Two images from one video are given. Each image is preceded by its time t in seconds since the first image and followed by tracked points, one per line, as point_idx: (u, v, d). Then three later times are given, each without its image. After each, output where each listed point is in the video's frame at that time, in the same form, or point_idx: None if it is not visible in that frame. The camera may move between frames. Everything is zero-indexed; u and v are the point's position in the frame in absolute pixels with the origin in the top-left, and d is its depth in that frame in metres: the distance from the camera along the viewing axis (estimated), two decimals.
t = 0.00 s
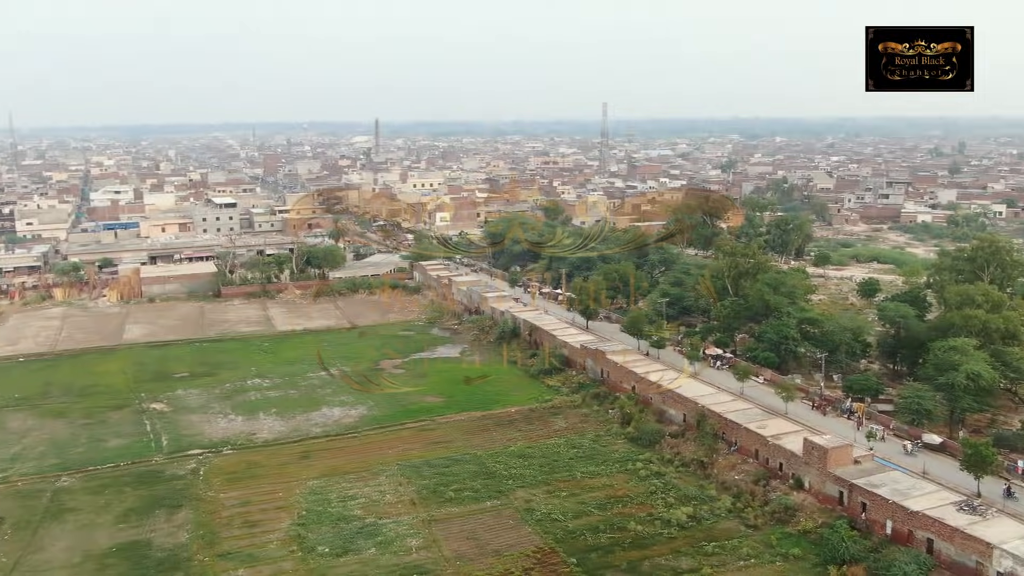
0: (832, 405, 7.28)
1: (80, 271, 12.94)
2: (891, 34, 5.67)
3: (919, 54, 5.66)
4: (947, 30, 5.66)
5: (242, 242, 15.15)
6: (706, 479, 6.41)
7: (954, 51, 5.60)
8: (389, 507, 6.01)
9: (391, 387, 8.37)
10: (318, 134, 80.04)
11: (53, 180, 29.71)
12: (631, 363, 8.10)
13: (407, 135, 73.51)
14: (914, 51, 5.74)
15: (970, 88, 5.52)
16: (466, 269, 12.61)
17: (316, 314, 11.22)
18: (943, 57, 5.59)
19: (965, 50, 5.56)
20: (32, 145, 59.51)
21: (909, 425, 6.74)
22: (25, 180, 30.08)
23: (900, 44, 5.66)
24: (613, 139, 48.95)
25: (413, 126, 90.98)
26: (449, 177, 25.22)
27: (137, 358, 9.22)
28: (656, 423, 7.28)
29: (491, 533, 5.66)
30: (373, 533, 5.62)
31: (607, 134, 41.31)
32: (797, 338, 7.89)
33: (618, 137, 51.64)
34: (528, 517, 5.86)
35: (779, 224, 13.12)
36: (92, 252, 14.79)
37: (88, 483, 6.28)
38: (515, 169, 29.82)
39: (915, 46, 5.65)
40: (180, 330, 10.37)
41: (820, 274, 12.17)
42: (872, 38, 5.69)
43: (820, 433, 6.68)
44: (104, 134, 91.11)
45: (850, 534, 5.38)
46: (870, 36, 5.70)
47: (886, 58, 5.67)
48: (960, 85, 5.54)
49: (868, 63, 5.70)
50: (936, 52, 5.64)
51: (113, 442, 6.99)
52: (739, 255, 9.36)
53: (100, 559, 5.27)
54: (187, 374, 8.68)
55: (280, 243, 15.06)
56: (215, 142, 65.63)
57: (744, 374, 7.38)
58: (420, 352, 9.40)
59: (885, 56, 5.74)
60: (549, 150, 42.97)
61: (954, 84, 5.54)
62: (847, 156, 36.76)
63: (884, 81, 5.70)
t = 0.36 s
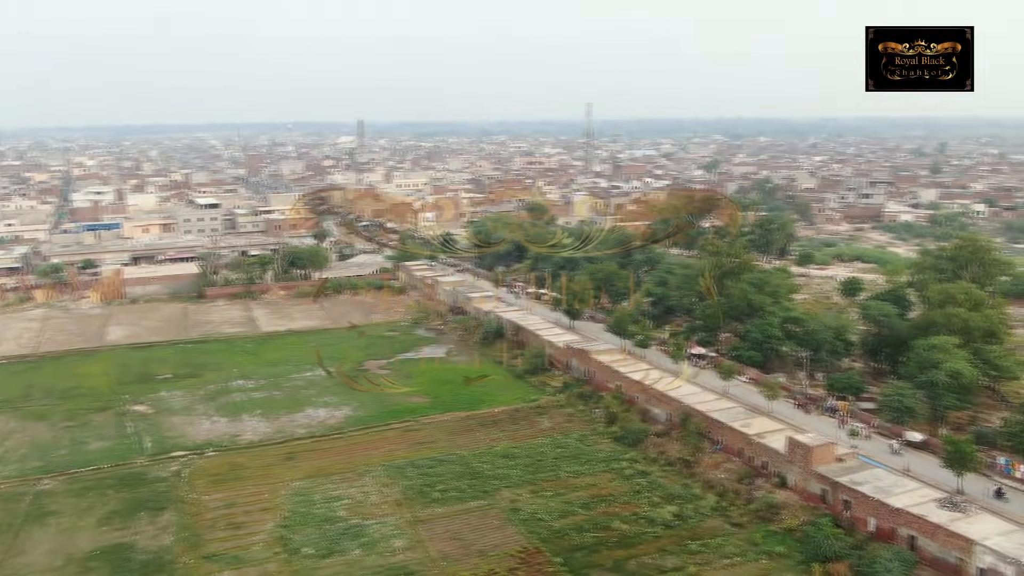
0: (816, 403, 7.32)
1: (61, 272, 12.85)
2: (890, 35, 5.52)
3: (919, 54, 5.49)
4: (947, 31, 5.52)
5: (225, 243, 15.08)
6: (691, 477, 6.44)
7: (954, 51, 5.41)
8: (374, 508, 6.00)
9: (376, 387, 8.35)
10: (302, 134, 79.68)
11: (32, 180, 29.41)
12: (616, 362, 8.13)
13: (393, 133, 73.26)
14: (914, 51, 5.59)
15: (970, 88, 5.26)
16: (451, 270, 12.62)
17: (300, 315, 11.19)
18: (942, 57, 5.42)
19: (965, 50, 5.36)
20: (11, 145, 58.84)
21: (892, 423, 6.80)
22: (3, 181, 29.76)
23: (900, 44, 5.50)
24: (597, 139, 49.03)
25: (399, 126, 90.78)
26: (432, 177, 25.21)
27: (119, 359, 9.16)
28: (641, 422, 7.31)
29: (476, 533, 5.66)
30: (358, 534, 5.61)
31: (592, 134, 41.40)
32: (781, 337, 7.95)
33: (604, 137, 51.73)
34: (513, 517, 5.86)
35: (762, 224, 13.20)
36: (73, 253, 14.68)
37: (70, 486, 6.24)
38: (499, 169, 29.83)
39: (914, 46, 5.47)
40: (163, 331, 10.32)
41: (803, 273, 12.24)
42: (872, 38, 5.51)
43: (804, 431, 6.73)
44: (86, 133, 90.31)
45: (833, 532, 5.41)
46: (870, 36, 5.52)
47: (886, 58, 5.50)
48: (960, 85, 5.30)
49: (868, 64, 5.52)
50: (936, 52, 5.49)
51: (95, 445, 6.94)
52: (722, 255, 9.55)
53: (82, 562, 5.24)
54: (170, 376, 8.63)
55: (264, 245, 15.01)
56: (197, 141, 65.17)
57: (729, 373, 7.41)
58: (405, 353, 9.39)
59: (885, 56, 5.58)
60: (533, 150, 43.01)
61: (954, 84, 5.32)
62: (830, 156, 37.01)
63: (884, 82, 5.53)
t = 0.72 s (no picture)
0: (798, 402, 7.37)
1: (41, 274, 12.74)
2: (890, 34, 5.41)
3: (919, 54, 5.45)
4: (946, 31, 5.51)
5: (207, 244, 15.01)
6: (675, 476, 6.46)
7: (954, 51, 5.41)
8: (359, 509, 5.98)
9: (360, 388, 8.33)
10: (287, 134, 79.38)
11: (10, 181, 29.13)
12: (600, 362, 8.15)
13: (379, 133, 73.10)
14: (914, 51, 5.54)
15: (970, 89, 5.31)
16: (434, 270, 12.62)
17: (283, 315, 11.15)
18: (943, 57, 5.39)
19: (965, 50, 5.37)
20: None
21: (875, 422, 6.84)
22: None
23: (900, 44, 5.42)
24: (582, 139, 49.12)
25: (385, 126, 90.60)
26: (416, 177, 25.23)
27: (100, 362, 9.09)
28: (625, 421, 7.33)
29: (461, 533, 5.65)
30: (342, 535, 5.59)
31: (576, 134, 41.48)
32: (764, 336, 7.99)
33: (589, 137, 51.84)
34: (498, 517, 5.86)
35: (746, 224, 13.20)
36: (54, 253, 14.56)
37: (50, 489, 6.19)
38: (484, 169, 29.82)
39: (914, 46, 5.44)
40: (145, 333, 10.25)
41: (785, 272, 12.32)
42: (871, 38, 5.46)
43: (787, 429, 6.76)
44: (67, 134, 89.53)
45: (817, 530, 5.44)
46: (869, 36, 5.46)
47: (886, 58, 5.43)
48: (960, 85, 5.32)
49: (868, 64, 5.46)
50: (935, 53, 5.43)
51: (76, 448, 6.89)
52: (706, 255, 9.60)
53: (62, 566, 5.20)
54: (152, 378, 8.57)
55: (246, 246, 14.95)
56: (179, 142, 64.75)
57: (712, 373, 7.45)
58: (389, 353, 9.37)
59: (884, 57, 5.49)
60: (517, 150, 43.05)
61: (954, 84, 5.33)
62: (812, 156, 37.26)
63: (884, 82, 5.44)
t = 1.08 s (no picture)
0: (781, 400, 7.42)
1: (21, 276, 12.62)
2: (890, 34, 5.14)
3: (919, 54, 5.12)
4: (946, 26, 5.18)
5: (189, 245, 14.94)
6: (659, 475, 6.48)
7: (955, 51, 5.05)
8: (343, 510, 5.97)
9: (343, 389, 8.31)
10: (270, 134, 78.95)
11: None
12: (584, 362, 8.17)
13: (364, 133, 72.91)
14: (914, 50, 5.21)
15: (971, 89, 4.94)
16: (418, 270, 12.63)
17: (266, 316, 11.11)
18: (943, 57, 5.05)
19: (966, 50, 5.02)
20: None
21: (857, 420, 6.89)
22: None
23: (900, 43, 5.12)
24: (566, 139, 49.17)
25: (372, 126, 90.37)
26: (400, 177, 25.21)
27: (80, 363, 9.03)
28: (610, 421, 7.35)
29: (446, 534, 5.65)
30: (326, 536, 5.58)
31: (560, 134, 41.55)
32: (747, 335, 8.05)
33: (575, 137, 51.93)
34: (482, 517, 5.87)
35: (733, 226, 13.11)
36: (33, 255, 14.43)
37: (30, 493, 6.13)
38: (467, 169, 29.80)
39: (915, 46, 5.13)
40: (126, 334, 10.19)
41: (768, 272, 12.40)
42: (871, 38, 5.18)
43: (770, 428, 6.81)
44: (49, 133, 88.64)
45: (800, 527, 5.48)
46: (869, 36, 5.18)
47: (886, 58, 5.13)
48: (960, 85, 4.96)
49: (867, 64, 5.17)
50: (935, 53, 5.11)
51: (56, 450, 6.84)
52: (689, 255, 9.66)
53: (42, 570, 5.15)
54: (134, 380, 8.52)
55: (228, 248, 14.89)
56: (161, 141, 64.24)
57: (696, 371, 7.49)
58: (372, 354, 9.36)
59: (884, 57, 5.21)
60: (502, 150, 43.05)
61: (954, 84, 4.98)
62: (795, 156, 37.49)
63: (883, 82, 5.15)
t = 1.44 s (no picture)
0: (764, 399, 7.46)
1: None
2: (890, 34, 5.18)
3: (918, 55, 5.18)
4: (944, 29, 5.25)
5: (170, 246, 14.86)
6: (643, 475, 6.50)
7: (954, 51, 5.11)
8: (327, 511, 5.95)
9: (327, 390, 8.29)
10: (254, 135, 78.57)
11: None
12: (568, 362, 8.19)
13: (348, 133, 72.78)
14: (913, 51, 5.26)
15: (970, 89, 5.01)
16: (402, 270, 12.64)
17: (249, 317, 11.06)
18: (943, 58, 5.11)
19: (965, 50, 5.08)
20: None
21: (839, 418, 6.93)
22: None
23: (900, 44, 5.17)
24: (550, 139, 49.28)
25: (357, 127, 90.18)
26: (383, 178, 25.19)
27: (61, 366, 8.95)
28: (594, 420, 7.37)
29: (430, 534, 5.65)
30: (310, 538, 5.56)
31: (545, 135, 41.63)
32: (730, 335, 8.10)
33: (559, 137, 52.03)
34: (467, 517, 5.87)
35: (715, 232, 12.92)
36: (12, 256, 14.30)
37: (9, 497, 6.07)
38: (451, 169, 29.80)
39: (913, 46, 5.17)
40: (107, 336, 10.12)
41: (751, 271, 12.47)
42: (871, 38, 5.21)
43: (753, 426, 6.84)
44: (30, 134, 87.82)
45: (783, 525, 5.51)
46: (869, 36, 5.21)
47: (885, 59, 5.19)
48: (959, 85, 5.04)
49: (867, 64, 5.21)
50: (934, 52, 5.16)
51: (37, 453, 6.78)
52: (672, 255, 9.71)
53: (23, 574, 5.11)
54: (115, 382, 8.46)
55: (210, 249, 14.82)
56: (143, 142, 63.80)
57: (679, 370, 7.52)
58: (356, 354, 9.34)
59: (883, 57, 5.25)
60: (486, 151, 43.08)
61: (953, 84, 5.06)
62: (778, 155, 37.75)
63: (883, 82, 5.19)
